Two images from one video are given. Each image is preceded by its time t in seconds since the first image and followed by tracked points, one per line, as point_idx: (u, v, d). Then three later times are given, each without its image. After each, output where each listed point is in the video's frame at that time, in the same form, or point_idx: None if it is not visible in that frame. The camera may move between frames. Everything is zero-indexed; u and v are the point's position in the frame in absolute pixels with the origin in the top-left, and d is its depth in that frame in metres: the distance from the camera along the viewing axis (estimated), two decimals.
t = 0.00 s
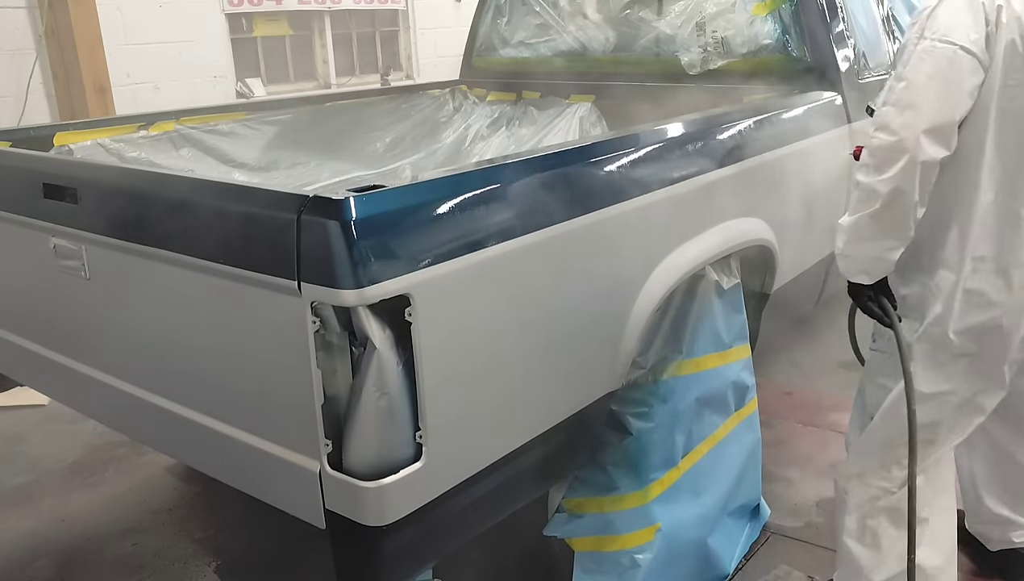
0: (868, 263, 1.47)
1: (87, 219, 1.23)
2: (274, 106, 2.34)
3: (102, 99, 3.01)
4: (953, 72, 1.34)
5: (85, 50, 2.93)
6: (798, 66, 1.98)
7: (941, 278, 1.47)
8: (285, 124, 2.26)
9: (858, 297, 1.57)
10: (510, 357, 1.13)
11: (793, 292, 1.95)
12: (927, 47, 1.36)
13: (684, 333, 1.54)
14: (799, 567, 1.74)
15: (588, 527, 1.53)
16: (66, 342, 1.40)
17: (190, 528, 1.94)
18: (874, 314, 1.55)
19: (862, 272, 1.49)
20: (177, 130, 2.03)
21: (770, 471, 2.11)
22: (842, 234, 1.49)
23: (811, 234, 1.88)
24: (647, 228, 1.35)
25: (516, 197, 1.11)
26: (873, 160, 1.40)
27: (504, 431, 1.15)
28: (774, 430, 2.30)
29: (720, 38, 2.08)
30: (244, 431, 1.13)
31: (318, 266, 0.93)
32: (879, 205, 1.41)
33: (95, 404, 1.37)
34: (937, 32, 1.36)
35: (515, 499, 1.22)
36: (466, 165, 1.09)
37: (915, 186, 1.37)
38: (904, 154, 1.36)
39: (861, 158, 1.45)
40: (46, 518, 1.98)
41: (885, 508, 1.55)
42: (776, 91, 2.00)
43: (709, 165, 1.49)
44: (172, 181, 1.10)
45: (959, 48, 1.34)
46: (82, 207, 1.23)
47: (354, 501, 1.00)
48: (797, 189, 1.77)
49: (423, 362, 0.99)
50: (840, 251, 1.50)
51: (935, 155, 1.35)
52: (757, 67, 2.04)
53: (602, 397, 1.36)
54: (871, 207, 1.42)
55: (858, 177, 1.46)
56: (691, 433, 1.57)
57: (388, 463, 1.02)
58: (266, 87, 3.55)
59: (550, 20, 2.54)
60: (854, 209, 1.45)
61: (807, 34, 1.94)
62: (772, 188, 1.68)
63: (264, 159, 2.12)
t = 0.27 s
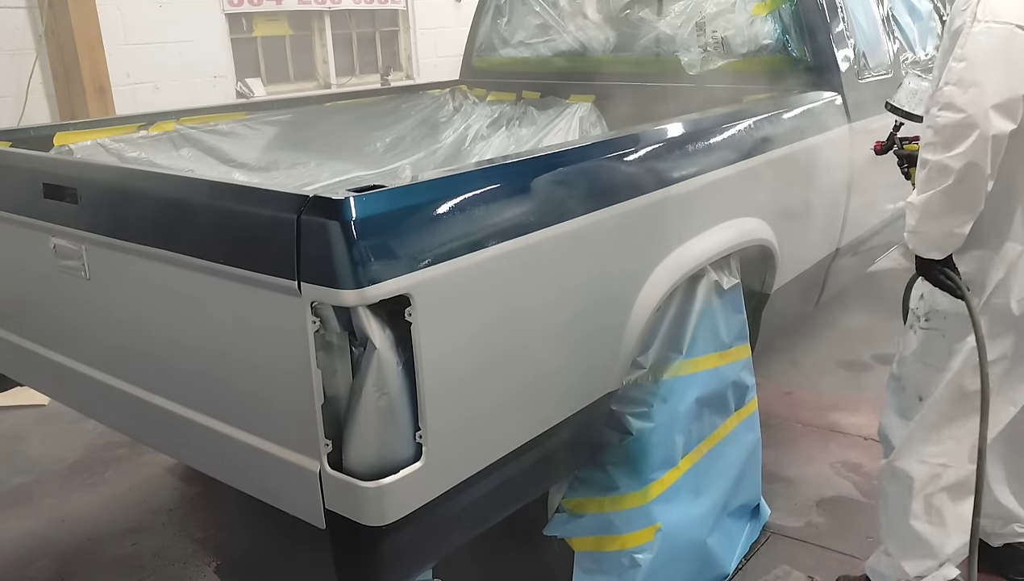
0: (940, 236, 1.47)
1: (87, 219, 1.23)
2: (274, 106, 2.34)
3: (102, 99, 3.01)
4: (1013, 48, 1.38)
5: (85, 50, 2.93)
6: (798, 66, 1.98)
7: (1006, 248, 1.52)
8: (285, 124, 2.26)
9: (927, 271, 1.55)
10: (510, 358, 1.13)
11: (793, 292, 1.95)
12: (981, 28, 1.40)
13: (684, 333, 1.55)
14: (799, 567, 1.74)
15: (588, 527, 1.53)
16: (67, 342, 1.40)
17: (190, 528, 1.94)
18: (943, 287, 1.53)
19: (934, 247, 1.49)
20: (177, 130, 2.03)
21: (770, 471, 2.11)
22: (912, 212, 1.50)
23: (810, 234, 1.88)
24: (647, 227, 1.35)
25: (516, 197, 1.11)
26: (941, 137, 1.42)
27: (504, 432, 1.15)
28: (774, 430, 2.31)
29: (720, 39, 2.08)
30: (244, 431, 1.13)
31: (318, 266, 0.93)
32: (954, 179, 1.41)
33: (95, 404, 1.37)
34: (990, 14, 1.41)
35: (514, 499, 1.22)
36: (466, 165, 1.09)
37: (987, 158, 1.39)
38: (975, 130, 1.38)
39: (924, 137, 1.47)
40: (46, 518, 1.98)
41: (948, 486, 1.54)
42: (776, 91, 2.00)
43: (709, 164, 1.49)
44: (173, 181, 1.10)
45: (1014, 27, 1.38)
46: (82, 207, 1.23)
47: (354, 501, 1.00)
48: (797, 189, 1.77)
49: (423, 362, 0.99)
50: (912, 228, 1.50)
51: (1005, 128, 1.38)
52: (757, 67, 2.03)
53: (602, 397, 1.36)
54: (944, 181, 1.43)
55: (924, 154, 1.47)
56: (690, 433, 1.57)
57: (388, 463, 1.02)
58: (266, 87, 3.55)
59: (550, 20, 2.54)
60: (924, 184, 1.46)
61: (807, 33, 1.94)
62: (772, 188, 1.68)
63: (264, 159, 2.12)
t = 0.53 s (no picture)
0: (979, 229, 1.42)
1: (87, 219, 1.23)
2: (274, 106, 2.34)
3: (102, 99, 3.01)
4: None
5: (85, 50, 2.93)
6: (798, 66, 1.97)
7: None
8: (285, 124, 2.26)
9: (965, 262, 1.47)
10: (509, 358, 1.13)
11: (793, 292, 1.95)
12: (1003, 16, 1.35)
13: (684, 332, 1.55)
14: (799, 567, 1.74)
15: (588, 527, 1.53)
16: (67, 342, 1.40)
17: (190, 528, 1.94)
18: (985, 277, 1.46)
19: (973, 239, 1.43)
20: (177, 130, 2.03)
21: (770, 471, 2.11)
22: (949, 206, 1.44)
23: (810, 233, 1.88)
24: (646, 227, 1.35)
25: (516, 197, 1.11)
26: (975, 128, 1.36)
27: (504, 432, 1.15)
28: (774, 430, 2.31)
29: (720, 39, 2.09)
30: (244, 431, 1.13)
31: (318, 266, 0.93)
32: (994, 170, 1.36)
33: (95, 404, 1.37)
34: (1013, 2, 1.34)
35: (514, 499, 1.22)
36: (466, 165, 1.09)
37: None
38: (1013, 120, 1.32)
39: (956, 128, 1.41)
40: (46, 518, 1.98)
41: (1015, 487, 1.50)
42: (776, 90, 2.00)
43: (710, 164, 1.49)
44: (173, 181, 1.10)
45: None
46: (82, 207, 1.23)
47: (354, 501, 1.00)
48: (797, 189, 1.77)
49: (423, 363, 0.99)
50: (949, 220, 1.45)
51: None
52: (756, 67, 2.03)
53: (602, 397, 1.36)
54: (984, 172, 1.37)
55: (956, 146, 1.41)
56: (690, 433, 1.57)
57: (388, 463, 1.02)
58: (266, 87, 3.55)
59: (550, 20, 2.54)
60: (960, 177, 1.41)
61: (807, 34, 1.94)
62: (772, 188, 1.68)
63: (264, 159, 2.12)
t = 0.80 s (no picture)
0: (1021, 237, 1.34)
1: (87, 219, 1.23)
2: (274, 106, 2.34)
3: (102, 99, 3.01)
4: None
5: (85, 50, 2.93)
6: (798, 67, 1.97)
7: None
8: (286, 124, 2.26)
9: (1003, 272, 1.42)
10: (509, 358, 1.13)
11: (793, 292, 1.95)
12: None
13: (684, 332, 1.55)
14: (799, 567, 1.74)
15: (588, 527, 1.53)
16: (67, 342, 1.40)
17: (190, 528, 1.94)
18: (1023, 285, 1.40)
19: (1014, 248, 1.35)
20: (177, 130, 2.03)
21: (770, 471, 2.11)
22: (988, 217, 1.35)
23: (810, 233, 1.89)
24: (646, 228, 1.35)
25: (516, 197, 1.11)
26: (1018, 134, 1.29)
27: (503, 432, 1.15)
28: (774, 430, 2.31)
29: (720, 39, 2.07)
30: (244, 431, 1.13)
31: (318, 266, 0.93)
32: None
33: (95, 404, 1.37)
34: None
35: (514, 499, 1.22)
36: (467, 165, 1.09)
37: None
38: None
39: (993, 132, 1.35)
40: (46, 518, 1.98)
41: None
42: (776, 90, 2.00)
43: (710, 165, 1.49)
44: (173, 181, 1.10)
45: None
46: (82, 207, 1.23)
47: (354, 502, 1.00)
48: (797, 188, 1.77)
49: (424, 363, 0.99)
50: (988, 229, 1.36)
51: None
52: (756, 68, 2.03)
53: (603, 397, 1.36)
54: None
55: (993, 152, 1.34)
56: (690, 433, 1.57)
57: (388, 463, 1.02)
58: (266, 87, 3.55)
59: (550, 20, 2.54)
60: (1001, 183, 1.33)
61: (807, 34, 1.94)
62: (772, 188, 1.68)
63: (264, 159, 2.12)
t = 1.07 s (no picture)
0: None
1: (87, 219, 1.23)
2: (275, 106, 2.34)
3: (102, 99, 3.01)
4: None
5: (85, 50, 2.93)
6: (798, 67, 1.97)
7: None
8: (286, 124, 2.26)
9: None
10: (509, 359, 1.13)
11: (794, 292, 1.95)
12: None
13: (684, 332, 1.54)
14: (799, 567, 1.74)
15: (588, 527, 1.53)
16: (67, 342, 1.40)
17: (190, 528, 1.94)
18: None
19: None
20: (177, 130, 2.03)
21: (770, 471, 2.11)
22: None
23: (810, 233, 1.89)
24: (646, 228, 1.35)
25: (516, 197, 1.11)
26: None
27: (502, 432, 1.15)
28: (774, 430, 2.31)
29: (720, 39, 2.08)
30: (243, 431, 1.13)
31: (318, 266, 0.93)
32: None
33: (95, 404, 1.37)
34: None
35: (514, 499, 1.22)
36: (466, 165, 1.09)
37: None
38: None
39: None
40: (46, 518, 1.98)
41: None
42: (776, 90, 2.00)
43: (710, 165, 1.49)
44: (173, 181, 1.10)
45: None
46: (83, 207, 1.23)
47: (354, 502, 1.00)
48: (797, 188, 1.77)
49: (423, 363, 0.99)
50: None
51: None
52: (756, 67, 2.04)
53: (602, 398, 1.36)
54: None
55: None
56: (690, 433, 1.57)
57: (388, 463, 1.02)
58: (266, 87, 3.55)
59: (550, 19, 2.54)
60: None
61: (807, 34, 1.93)
62: (772, 188, 1.68)
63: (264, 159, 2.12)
